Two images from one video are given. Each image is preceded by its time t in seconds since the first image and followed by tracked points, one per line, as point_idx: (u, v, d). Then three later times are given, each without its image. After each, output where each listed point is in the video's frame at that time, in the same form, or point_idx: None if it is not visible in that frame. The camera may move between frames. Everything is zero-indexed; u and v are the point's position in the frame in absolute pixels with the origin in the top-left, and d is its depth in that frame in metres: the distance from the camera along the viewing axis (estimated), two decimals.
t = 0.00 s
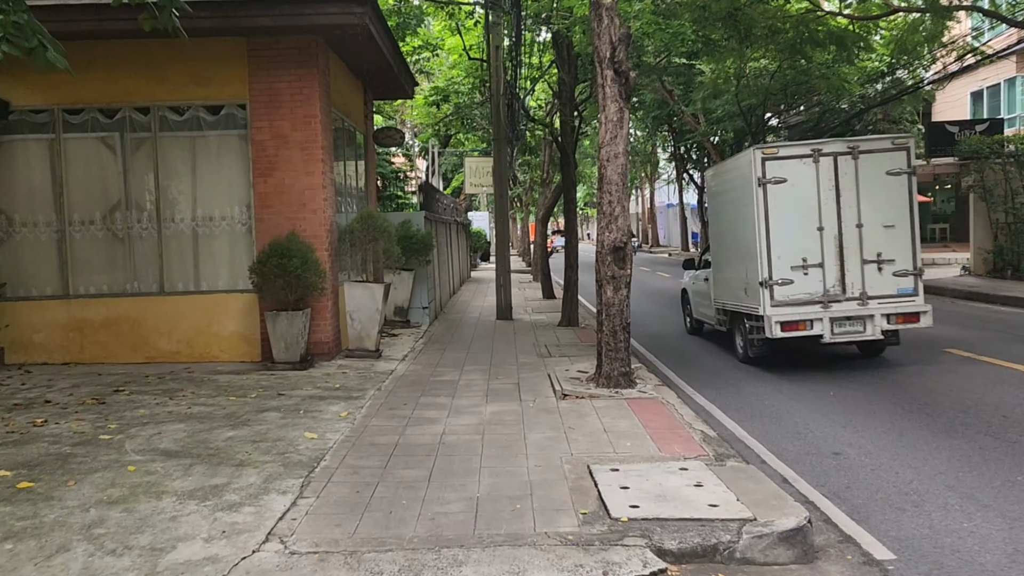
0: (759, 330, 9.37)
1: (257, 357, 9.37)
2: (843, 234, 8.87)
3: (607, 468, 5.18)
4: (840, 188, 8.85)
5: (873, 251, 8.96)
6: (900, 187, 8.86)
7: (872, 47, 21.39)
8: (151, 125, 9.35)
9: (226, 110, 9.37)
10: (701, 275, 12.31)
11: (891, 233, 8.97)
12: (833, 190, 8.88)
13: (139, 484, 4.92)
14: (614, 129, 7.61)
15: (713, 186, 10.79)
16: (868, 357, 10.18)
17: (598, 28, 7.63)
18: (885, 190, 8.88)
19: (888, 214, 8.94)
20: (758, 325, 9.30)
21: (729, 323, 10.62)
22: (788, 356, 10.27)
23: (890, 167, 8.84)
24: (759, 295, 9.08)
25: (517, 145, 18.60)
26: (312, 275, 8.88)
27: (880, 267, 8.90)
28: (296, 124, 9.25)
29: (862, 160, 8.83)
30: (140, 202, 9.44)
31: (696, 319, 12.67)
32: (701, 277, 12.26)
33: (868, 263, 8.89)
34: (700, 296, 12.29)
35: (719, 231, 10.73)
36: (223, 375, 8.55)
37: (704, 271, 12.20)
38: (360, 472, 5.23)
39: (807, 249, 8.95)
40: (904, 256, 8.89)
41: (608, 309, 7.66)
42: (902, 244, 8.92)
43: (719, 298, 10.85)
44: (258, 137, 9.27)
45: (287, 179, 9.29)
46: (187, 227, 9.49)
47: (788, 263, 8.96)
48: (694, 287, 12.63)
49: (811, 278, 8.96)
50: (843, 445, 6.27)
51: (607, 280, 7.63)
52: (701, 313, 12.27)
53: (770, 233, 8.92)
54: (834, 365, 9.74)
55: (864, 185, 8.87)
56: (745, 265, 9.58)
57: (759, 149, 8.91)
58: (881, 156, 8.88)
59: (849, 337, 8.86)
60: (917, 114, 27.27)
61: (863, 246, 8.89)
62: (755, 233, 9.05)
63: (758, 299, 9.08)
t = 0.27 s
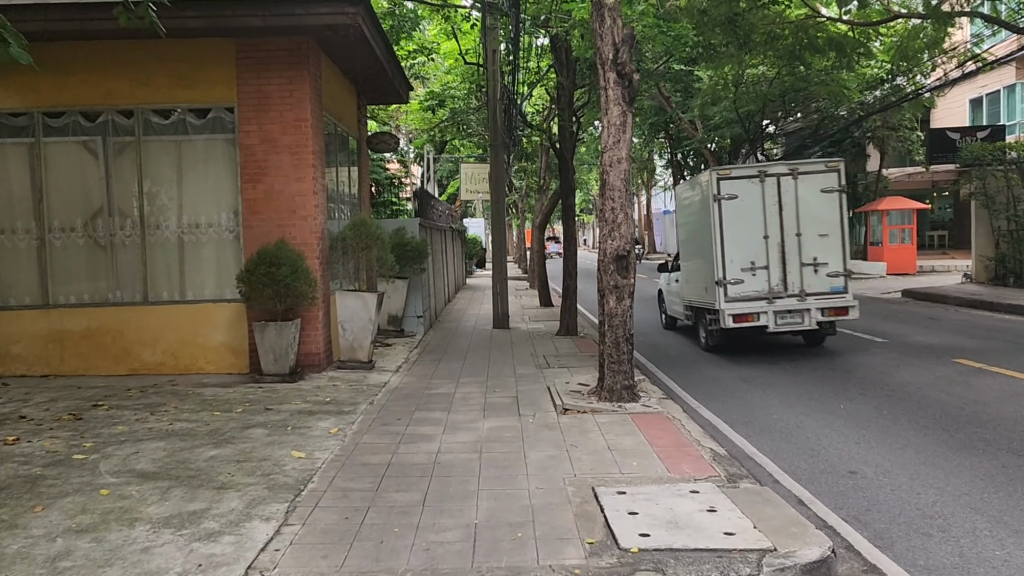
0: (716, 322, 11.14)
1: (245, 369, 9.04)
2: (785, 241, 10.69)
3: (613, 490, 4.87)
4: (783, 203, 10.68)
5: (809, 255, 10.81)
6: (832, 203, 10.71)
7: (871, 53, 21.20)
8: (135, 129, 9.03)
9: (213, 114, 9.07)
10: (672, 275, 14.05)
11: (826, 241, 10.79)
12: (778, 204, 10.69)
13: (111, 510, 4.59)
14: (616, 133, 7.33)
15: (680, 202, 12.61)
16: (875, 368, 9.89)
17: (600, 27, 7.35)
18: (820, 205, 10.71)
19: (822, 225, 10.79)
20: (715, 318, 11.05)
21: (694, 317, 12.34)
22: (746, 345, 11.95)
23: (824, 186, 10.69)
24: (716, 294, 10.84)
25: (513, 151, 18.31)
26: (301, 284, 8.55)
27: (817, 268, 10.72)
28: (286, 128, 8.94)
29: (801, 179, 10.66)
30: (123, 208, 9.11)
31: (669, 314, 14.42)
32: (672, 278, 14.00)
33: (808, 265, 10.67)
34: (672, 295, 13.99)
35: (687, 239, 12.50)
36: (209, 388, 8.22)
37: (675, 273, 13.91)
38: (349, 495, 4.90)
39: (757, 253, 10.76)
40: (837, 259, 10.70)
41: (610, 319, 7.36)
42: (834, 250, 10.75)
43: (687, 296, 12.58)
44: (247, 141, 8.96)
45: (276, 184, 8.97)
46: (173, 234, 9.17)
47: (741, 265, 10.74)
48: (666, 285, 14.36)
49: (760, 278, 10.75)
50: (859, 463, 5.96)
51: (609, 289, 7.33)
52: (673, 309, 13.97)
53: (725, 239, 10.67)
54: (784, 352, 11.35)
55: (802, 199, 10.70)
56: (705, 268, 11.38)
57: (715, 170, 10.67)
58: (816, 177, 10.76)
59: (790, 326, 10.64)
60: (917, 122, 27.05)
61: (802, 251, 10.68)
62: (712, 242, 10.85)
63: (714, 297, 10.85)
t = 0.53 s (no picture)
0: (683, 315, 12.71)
1: (230, 378, 8.68)
2: (742, 245, 12.28)
3: (617, 509, 4.53)
4: (739, 212, 12.31)
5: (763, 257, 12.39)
6: (783, 211, 12.28)
7: (870, 56, 20.95)
8: (117, 128, 8.69)
9: (198, 112, 8.74)
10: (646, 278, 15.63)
11: (777, 244, 12.38)
12: (735, 213, 12.32)
13: (74, 534, 4.24)
14: (618, 131, 7.02)
15: (655, 212, 14.26)
16: (884, 375, 9.58)
17: (600, 20, 7.04)
18: (772, 213, 12.30)
19: (774, 231, 12.37)
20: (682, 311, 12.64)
21: (666, 312, 13.88)
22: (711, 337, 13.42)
23: (777, 196, 12.25)
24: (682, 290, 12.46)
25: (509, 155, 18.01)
26: (289, 289, 8.21)
27: (769, 268, 12.31)
28: (273, 127, 8.61)
29: (755, 190, 12.22)
30: (104, 210, 8.76)
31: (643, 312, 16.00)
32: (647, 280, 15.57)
33: (761, 265, 12.27)
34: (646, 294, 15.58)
35: (658, 245, 14.17)
36: (192, 398, 7.86)
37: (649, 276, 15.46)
38: (334, 516, 4.55)
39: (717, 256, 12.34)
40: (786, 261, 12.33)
41: (611, 326, 7.04)
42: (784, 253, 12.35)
43: (659, 295, 14.13)
44: (233, 140, 8.63)
45: (263, 185, 8.64)
46: (155, 237, 8.82)
47: (704, 266, 12.30)
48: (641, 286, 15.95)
49: (720, 277, 12.33)
50: (876, 479, 5.63)
51: (610, 294, 7.01)
52: (648, 307, 15.53)
53: (690, 243, 12.24)
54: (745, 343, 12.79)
55: (756, 208, 12.31)
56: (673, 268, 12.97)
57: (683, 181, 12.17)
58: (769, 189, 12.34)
59: (747, 319, 12.21)
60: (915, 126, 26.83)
61: (756, 253, 12.29)
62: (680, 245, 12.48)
63: (681, 293, 12.46)
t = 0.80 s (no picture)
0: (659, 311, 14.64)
1: (216, 389, 8.35)
2: (709, 250, 14.42)
3: (626, 537, 4.21)
4: (706, 221, 14.51)
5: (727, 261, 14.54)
6: (743, 220, 14.52)
7: (870, 59, 20.73)
8: (98, 128, 8.36)
9: (183, 113, 8.41)
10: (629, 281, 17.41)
11: (738, 250, 14.57)
12: (703, 223, 14.54)
13: (38, 565, 3.90)
14: (621, 132, 6.71)
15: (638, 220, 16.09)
16: (893, 385, 9.30)
17: (602, 16, 6.74)
18: (736, 222, 14.45)
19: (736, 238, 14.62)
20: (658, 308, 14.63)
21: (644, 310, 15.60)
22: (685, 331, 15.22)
23: (737, 208, 14.55)
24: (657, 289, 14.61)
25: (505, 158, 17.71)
26: (277, 296, 7.87)
27: (732, 270, 14.42)
28: (262, 129, 8.29)
29: (721, 202, 14.44)
30: (84, 214, 8.41)
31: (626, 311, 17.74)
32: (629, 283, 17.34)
33: (725, 267, 14.41)
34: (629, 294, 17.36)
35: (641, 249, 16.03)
36: (175, 411, 7.51)
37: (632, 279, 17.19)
38: (321, 544, 4.22)
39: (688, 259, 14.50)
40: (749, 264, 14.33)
41: (613, 336, 6.73)
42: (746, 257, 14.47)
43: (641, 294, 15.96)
44: (219, 142, 8.30)
45: (251, 189, 8.32)
46: (138, 242, 8.47)
47: (675, 268, 14.48)
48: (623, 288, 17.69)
49: (689, 278, 14.46)
50: (896, 499, 5.33)
51: (612, 303, 6.70)
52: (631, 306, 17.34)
53: (664, 248, 14.41)
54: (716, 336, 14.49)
55: (721, 218, 14.52)
56: (650, 270, 15.08)
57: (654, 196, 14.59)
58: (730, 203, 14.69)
59: (712, 314, 14.31)
60: (914, 130, 26.65)
61: (721, 257, 14.42)
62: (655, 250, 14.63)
63: (656, 292, 14.59)
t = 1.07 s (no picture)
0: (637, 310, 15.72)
1: (202, 400, 8.00)
2: (683, 253, 15.64)
3: (641, 564, 3.88)
4: (680, 228, 15.82)
5: (699, 263, 15.76)
6: (713, 227, 15.86)
7: (870, 61, 20.49)
8: (79, 127, 8.01)
9: (168, 110, 8.07)
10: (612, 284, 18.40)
11: (710, 253, 15.82)
12: (677, 228, 15.87)
13: None
14: (627, 130, 6.40)
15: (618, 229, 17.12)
16: (905, 393, 9.00)
17: (607, 8, 6.43)
18: (706, 227, 15.78)
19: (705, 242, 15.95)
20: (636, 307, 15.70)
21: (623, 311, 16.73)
22: (664, 325, 16.44)
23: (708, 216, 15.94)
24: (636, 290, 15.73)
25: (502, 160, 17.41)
26: (265, 302, 7.52)
27: (705, 271, 15.62)
28: (250, 127, 7.96)
29: (692, 209, 15.82)
30: (65, 216, 8.06)
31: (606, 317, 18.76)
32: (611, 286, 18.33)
33: (698, 269, 15.58)
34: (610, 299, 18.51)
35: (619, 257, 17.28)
36: (158, 423, 7.16)
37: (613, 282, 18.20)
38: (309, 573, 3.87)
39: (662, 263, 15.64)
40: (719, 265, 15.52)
41: (619, 344, 6.40)
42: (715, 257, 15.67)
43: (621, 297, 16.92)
44: (206, 141, 7.97)
45: (239, 190, 7.98)
46: (121, 246, 8.11)
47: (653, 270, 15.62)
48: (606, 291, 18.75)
49: (666, 280, 15.61)
50: (924, 518, 5.01)
51: (619, 309, 6.37)
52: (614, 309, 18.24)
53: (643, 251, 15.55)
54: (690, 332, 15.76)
55: (693, 224, 15.87)
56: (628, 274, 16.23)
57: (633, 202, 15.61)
58: (701, 211, 16.05)
59: (686, 311, 15.45)
60: (913, 133, 26.40)
61: (694, 260, 15.64)
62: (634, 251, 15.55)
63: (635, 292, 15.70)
